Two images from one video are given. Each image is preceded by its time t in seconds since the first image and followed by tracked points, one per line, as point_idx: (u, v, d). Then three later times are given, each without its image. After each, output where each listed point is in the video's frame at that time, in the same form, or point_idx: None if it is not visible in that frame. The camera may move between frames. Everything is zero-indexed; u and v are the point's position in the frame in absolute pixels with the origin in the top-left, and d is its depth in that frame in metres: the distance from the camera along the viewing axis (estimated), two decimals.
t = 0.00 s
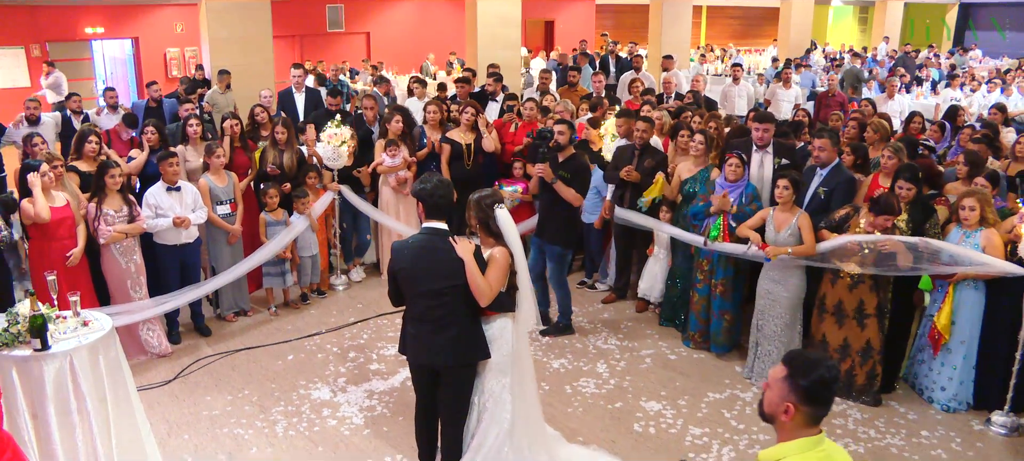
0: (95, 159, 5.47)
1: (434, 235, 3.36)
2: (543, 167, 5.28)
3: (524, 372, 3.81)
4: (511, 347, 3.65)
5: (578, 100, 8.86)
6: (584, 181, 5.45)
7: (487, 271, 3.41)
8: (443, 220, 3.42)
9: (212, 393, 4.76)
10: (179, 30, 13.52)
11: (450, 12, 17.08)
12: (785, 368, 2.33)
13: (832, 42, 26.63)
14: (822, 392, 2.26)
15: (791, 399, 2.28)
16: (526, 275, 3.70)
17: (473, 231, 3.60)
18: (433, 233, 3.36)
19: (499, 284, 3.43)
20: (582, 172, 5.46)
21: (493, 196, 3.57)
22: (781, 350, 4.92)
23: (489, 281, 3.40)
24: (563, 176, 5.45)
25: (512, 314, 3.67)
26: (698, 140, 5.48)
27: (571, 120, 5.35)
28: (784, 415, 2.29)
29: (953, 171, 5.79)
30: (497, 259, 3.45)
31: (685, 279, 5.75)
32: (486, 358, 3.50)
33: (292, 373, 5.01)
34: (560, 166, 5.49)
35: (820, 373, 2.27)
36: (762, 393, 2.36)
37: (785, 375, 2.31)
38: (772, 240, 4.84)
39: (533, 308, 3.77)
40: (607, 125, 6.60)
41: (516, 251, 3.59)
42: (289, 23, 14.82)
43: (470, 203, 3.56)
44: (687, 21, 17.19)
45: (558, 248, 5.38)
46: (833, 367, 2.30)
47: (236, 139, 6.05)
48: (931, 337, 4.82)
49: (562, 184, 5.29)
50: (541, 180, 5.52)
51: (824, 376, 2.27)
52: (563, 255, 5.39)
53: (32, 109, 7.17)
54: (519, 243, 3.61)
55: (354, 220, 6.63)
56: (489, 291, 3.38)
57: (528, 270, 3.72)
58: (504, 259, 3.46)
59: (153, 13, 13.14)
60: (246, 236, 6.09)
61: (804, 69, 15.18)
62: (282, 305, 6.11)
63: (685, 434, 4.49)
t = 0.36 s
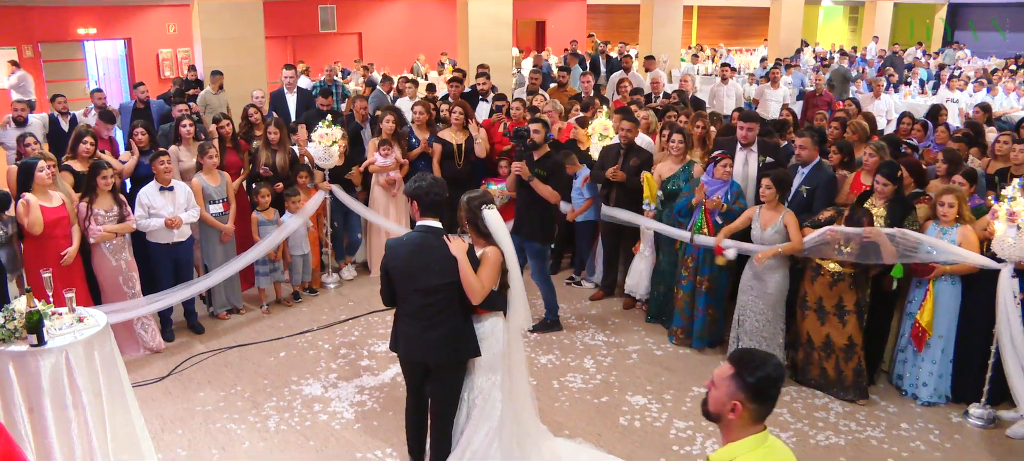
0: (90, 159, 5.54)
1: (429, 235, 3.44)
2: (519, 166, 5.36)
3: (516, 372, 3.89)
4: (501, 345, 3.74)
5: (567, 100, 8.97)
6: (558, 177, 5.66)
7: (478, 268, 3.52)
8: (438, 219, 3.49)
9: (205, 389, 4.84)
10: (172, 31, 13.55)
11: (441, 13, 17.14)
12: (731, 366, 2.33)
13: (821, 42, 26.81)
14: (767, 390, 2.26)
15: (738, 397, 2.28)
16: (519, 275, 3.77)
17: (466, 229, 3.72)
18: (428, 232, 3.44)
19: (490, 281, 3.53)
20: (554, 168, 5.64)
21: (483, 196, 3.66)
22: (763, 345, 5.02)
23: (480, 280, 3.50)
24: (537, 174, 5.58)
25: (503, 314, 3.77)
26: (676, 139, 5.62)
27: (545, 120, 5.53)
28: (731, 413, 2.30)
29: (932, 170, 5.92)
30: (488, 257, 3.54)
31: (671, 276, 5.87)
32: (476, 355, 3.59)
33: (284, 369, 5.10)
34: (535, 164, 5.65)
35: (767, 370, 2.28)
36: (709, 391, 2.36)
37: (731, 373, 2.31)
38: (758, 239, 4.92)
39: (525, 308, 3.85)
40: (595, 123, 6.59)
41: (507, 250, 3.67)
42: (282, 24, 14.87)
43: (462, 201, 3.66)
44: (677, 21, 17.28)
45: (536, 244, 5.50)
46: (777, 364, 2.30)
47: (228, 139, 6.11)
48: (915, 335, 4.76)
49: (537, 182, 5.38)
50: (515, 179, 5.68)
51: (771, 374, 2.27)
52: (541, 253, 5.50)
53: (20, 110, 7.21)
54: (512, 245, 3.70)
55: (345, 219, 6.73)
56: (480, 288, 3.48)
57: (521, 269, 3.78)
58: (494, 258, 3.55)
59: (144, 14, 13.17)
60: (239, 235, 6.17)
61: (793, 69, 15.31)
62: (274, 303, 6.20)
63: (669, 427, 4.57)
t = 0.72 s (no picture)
0: (75, 159, 5.55)
1: (406, 230, 3.50)
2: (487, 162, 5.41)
3: (502, 371, 3.92)
4: (480, 343, 3.79)
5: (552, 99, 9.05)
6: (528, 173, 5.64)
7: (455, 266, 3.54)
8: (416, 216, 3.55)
9: (191, 389, 4.86)
10: (157, 32, 13.51)
11: (427, 13, 17.16)
12: (685, 373, 2.32)
13: (806, 41, 27.01)
14: (721, 395, 2.25)
15: (693, 405, 2.27)
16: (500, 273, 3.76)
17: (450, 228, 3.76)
18: (405, 228, 3.51)
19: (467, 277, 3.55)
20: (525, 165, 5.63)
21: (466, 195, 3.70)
22: (745, 339, 5.05)
23: (458, 276, 3.52)
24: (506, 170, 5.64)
25: (485, 311, 3.82)
26: (660, 138, 5.67)
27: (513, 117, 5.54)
28: (686, 421, 2.28)
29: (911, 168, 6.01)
30: (467, 254, 3.56)
31: (654, 274, 5.93)
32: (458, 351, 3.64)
33: (270, 368, 5.13)
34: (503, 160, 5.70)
35: (720, 376, 2.27)
36: (664, 399, 2.34)
37: (685, 381, 2.30)
38: (734, 235, 4.92)
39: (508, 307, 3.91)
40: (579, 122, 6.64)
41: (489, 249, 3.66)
42: (268, 24, 14.85)
43: (448, 199, 3.71)
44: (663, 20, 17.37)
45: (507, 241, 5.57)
46: (728, 368, 2.29)
47: (214, 139, 6.14)
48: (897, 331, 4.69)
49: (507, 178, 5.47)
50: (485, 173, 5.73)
51: (724, 379, 2.26)
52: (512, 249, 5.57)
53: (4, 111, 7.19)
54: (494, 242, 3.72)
55: (331, 219, 6.77)
56: (458, 285, 3.50)
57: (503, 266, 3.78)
58: (472, 255, 3.57)
59: (128, 15, 13.12)
60: (225, 236, 6.20)
61: (777, 68, 15.44)
62: (261, 302, 6.23)
63: (652, 422, 4.61)
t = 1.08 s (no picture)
0: (49, 161, 5.48)
1: (375, 228, 3.47)
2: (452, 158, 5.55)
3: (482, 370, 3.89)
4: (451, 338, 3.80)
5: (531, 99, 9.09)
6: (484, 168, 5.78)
7: (424, 264, 3.52)
8: (384, 212, 3.52)
9: (169, 392, 4.82)
10: (133, 33, 13.37)
11: (404, 12, 17.12)
12: (654, 385, 2.22)
13: (783, 40, 27.27)
14: (696, 402, 2.19)
15: (668, 415, 2.19)
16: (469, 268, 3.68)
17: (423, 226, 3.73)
18: (374, 226, 3.48)
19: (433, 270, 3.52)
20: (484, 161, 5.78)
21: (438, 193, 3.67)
22: (729, 336, 5.06)
23: (425, 271, 3.50)
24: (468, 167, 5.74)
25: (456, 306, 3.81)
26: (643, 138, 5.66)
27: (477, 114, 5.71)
28: (661, 432, 2.20)
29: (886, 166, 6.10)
30: (435, 249, 3.56)
31: (633, 272, 5.97)
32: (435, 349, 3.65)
33: (248, 370, 5.10)
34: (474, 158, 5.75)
35: (691, 383, 2.20)
36: (633, 414, 2.23)
37: (657, 392, 2.20)
38: (715, 236, 4.96)
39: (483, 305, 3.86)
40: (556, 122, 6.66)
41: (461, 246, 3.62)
42: (245, 25, 14.75)
43: (421, 196, 3.67)
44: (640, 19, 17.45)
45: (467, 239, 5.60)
46: (696, 375, 2.23)
47: (190, 140, 6.09)
48: (871, 329, 4.69)
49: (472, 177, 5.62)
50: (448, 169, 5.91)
51: (696, 385, 2.20)
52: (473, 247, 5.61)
53: None
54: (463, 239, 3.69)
55: (310, 220, 6.75)
56: (425, 281, 3.48)
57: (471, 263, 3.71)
58: (440, 252, 3.56)
59: (103, 15, 12.96)
60: (203, 237, 6.16)
61: (754, 67, 15.57)
62: (239, 304, 6.20)
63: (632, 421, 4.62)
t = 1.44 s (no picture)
0: (11, 164, 5.33)
1: (344, 226, 3.42)
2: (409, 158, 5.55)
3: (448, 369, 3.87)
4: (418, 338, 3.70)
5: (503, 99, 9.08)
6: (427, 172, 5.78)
7: (392, 264, 3.44)
8: (353, 211, 3.48)
9: (138, 399, 4.72)
10: (96, 33, 13.11)
11: (374, 13, 17.01)
12: (634, 399, 2.13)
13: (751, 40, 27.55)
14: (679, 410, 2.13)
15: (654, 428, 2.12)
16: (436, 266, 3.65)
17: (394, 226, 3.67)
18: (342, 225, 3.42)
19: (401, 269, 3.44)
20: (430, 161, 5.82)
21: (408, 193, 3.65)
22: (706, 336, 5.06)
23: (393, 271, 3.42)
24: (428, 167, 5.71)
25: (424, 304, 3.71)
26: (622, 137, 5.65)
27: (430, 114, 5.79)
28: (648, 446, 2.13)
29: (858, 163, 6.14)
30: (402, 249, 3.47)
31: (609, 272, 5.98)
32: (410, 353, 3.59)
33: (219, 376, 5.00)
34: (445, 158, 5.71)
35: (672, 392, 2.13)
36: (614, 432, 2.15)
37: (639, 407, 2.12)
38: (695, 236, 4.93)
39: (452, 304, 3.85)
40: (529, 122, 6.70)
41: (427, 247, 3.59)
42: (213, 25, 14.54)
43: (392, 196, 3.65)
44: (611, 19, 17.50)
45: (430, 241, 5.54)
46: (670, 383, 2.15)
47: (157, 142, 5.97)
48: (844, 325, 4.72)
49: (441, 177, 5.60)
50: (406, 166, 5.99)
51: (677, 393, 2.14)
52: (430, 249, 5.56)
53: None
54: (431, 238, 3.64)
55: (280, 222, 6.66)
56: (394, 279, 3.41)
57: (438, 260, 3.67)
58: (408, 251, 3.47)
59: (65, 15, 12.71)
60: (171, 241, 6.04)
61: (723, 66, 15.69)
62: (209, 308, 6.09)
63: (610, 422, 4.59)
